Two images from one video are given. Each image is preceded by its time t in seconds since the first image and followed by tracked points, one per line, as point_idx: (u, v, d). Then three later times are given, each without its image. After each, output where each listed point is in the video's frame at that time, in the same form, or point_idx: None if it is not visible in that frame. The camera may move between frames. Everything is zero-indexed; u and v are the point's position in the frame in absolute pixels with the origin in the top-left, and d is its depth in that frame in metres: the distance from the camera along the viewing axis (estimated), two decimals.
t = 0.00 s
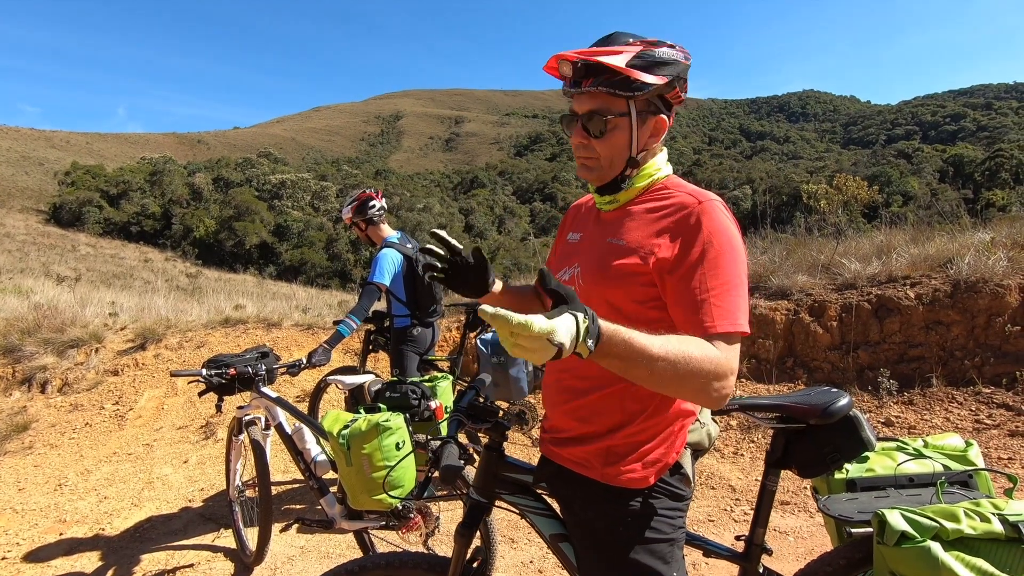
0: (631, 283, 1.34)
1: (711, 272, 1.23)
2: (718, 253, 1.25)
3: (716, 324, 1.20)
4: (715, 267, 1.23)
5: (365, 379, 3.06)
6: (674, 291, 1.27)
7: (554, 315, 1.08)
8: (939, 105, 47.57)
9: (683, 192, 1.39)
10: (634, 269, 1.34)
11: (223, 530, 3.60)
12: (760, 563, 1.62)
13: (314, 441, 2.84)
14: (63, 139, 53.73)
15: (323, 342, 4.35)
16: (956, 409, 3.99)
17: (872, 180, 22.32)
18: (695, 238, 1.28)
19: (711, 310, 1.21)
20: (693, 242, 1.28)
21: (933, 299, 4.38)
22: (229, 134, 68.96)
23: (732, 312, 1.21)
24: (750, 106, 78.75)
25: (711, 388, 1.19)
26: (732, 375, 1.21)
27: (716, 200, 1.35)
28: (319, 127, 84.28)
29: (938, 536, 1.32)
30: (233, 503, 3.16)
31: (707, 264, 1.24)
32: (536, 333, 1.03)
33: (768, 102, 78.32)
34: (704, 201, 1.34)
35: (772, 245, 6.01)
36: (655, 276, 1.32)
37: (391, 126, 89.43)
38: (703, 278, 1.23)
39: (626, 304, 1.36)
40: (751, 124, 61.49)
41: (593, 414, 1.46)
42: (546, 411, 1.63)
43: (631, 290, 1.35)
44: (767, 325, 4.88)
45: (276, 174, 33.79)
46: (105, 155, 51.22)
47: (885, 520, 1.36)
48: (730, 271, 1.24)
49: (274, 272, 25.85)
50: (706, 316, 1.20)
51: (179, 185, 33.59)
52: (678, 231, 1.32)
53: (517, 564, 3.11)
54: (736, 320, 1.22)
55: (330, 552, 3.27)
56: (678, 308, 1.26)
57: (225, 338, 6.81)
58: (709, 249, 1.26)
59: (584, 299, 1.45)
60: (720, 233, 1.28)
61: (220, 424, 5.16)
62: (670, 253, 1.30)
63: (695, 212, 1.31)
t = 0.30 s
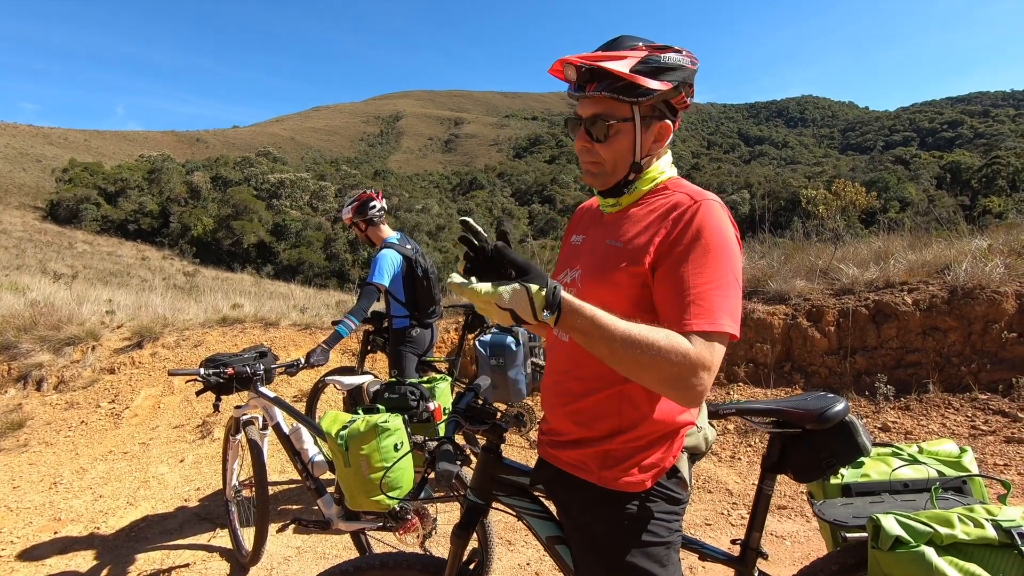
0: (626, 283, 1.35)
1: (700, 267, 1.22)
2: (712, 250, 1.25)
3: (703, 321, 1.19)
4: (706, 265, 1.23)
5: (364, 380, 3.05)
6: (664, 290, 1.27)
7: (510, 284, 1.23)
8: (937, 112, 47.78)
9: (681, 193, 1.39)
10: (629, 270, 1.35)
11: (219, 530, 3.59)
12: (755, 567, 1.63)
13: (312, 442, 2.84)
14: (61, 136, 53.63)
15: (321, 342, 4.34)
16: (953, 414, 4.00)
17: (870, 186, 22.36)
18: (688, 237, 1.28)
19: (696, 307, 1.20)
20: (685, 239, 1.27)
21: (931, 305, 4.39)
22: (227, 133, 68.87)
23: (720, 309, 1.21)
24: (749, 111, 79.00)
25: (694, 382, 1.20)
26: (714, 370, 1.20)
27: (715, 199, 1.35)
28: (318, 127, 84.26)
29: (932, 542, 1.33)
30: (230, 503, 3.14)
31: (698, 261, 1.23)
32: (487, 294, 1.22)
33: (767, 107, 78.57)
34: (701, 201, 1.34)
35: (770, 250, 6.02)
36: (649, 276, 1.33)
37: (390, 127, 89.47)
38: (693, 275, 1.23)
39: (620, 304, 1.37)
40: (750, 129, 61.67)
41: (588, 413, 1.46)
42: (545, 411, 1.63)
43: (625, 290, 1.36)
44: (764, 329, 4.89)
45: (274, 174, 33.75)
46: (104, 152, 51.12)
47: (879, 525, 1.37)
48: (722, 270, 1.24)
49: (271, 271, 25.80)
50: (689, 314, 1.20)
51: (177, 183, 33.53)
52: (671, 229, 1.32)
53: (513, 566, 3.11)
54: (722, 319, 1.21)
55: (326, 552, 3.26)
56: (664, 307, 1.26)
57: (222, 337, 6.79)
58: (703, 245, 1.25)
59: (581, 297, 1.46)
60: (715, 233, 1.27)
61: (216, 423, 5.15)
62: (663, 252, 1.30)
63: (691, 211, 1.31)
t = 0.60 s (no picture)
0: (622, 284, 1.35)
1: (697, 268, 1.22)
2: (707, 251, 1.24)
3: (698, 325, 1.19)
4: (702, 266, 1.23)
5: (363, 380, 3.06)
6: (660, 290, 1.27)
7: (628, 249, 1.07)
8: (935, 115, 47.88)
9: (677, 192, 1.39)
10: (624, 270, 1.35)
11: (217, 531, 3.58)
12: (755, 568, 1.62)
13: (310, 442, 2.83)
14: (60, 135, 53.62)
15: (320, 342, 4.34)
16: (952, 417, 4.00)
17: (868, 188, 22.41)
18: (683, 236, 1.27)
19: (696, 310, 1.19)
20: (680, 241, 1.27)
21: (929, 307, 4.40)
22: (226, 134, 68.84)
23: (717, 311, 1.20)
24: (748, 114, 79.22)
25: (696, 385, 1.18)
26: (714, 370, 1.19)
27: (711, 198, 1.35)
28: (318, 128, 84.29)
29: (933, 545, 1.33)
30: (227, 503, 3.14)
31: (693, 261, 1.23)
32: (619, 241, 1.00)
33: (766, 110, 78.77)
34: (698, 198, 1.34)
35: (769, 252, 6.03)
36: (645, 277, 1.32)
37: (390, 128, 89.55)
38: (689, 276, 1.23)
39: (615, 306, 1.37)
40: (749, 131, 61.78)
41: (586, 414, 1.46)
42: (543, 411, 1.64)
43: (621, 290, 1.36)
44: (764, 331, 4.89)
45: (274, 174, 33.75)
46: (103, 152, 51.09)
47: (881, 529, 1.37)
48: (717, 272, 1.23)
49: (270, 272, 25.78)
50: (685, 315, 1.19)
51: (176, 183, 33.51)
52: (667, 228, 1.31)
53: (512, 568, 3.11)
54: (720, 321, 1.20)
55: (324, 553, 3.26)
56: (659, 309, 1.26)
57: (221, 338, 6.79)
58: (698, 246, 1.25)
59: (577, 298, 1.46)
60: (712, 233, 1.27)
61: (214, 424, 5.15)
62: (660, 252, 1.30)
63: (687, 211, 1.31)
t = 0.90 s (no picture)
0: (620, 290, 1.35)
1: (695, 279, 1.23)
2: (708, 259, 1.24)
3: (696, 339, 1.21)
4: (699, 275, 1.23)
5: (361, 380, 3.05)
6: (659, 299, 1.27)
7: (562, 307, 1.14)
8: (933, 117, 48.03)
9: (674, 198, 1.39)
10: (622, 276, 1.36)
11: (214, 530, 3.58)
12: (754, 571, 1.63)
13: (308, 442, 2.83)
14: (58, 133, 53.56)
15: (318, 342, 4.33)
16: (948, 418, 4.01)
17: (867, 190, 22.44)
18: (681, 244, 1.27)
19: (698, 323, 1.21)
20: (679, 248, 1.28)
21: (926, 309, 4.42)
22: (225, 133, 68.81)
23: (716, 322, 1.21)
24: (747, 115, 79.38)
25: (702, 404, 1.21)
26: (722, 385, 1.21)
27: (711, 205, 1.35)
28: (317, 127, 84.26)
29: (933, 549, 1.33)
30: (224, 503, 3.13)
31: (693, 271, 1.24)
32: (550, 289, 1.11)
33: (765, 112, 78.93)
34: (697, 205, 1.34)
35: (767, 253, 6.03)
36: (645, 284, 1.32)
37: (389, 128, 89.57)
38: (686, 288, 1.23)
39: (615, 312, 1.38)
40: (748, 132, 61.88)
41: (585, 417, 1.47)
42: (542, 412, 1.65)
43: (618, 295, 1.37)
44: (762, 333, 4.90)
45: (273, 173, 33.74)
46: (101, 151, 51.05)
47: (881, 532, 1.37)
48: (717, 282, 1.23)
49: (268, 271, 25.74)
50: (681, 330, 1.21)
51: (175, 182, 33.49)
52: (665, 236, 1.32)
53: (509, 568, 3.11)
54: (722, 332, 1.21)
55: (322, 553, 3.25)
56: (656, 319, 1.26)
57: (219, 337, 6.78)
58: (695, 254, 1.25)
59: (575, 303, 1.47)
60: (710, 240, 1.26)
61: (211, 423, 5.14)
62: (657, 258, 1.30)
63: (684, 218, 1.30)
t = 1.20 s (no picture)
0: (610, 292, 1.36)
1: (681, 283, 1.23)
2: (691, 264, 1.24)
3: (679, 339, 1.21)
4: (686, 277, 1.23)
5: (359, 380, 3.05)
6: (645, 301, 1.27)
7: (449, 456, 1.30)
8: (930, 118, 48.15)
9: (667, 200, 1.39)
10: (614, 277, 1.36)
11: (212, 530, 3.57)
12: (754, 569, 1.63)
13: (306, 441, 2.82)
14: (56, 132, 53.45)
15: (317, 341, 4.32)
16: (946, 418, 4.02)
17: (865, 190, 22.47)
18: (669, 248, 1.28)
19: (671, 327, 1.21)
20: (668, 249, 1.28)
21: (924, 309, 4.43)
22: (223, 132, 68.70)
23: (689, 329, 1.22)
24: (746, 115, 79.49)
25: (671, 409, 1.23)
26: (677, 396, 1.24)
27: (703, 208, 1.35)
28: (315, 126, 84.18)
29: (934, 549, 1.33)
30: (223, 503, 3.13)
31: (679, 274, 1.24)
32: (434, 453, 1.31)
33: (763, 111, 79.08)
34: (686, 210, 1.33)
35: (765, 253, 6.03)
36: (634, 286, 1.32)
37: (387, 127, 89.51)
38: (662, 294, 1.24)
39: (608, 312, 1.38)
40: (746, 133, 61.97)
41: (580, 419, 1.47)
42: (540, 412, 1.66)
43: (610, 297, 1.37)
44: (760, 332, 4.91)
45: (271, 172, 33.70)
46: (99, 150, 50.94)
47: (881, 531, 1.37)
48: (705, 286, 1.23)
49: (266, 271, 25.73)
50: (665, 331, 1.21)
51: (173, 182, 33.44)
52: (655, 238, 1.32)
53: (507, 567, 3.11)
54: (696, 337, 1.22)
55: (320, 553, 3.25)
56: (642, 320, 1.27)
57: (216, 337, 6.76)
58: (684, 255, 1.25)
59: (569, 302, 1.49)
60: (698, 242, 1.27)
61: (209, 423, 5.13)
62: (647, 259, 1.30)
63: (674, 221, 1.31)
